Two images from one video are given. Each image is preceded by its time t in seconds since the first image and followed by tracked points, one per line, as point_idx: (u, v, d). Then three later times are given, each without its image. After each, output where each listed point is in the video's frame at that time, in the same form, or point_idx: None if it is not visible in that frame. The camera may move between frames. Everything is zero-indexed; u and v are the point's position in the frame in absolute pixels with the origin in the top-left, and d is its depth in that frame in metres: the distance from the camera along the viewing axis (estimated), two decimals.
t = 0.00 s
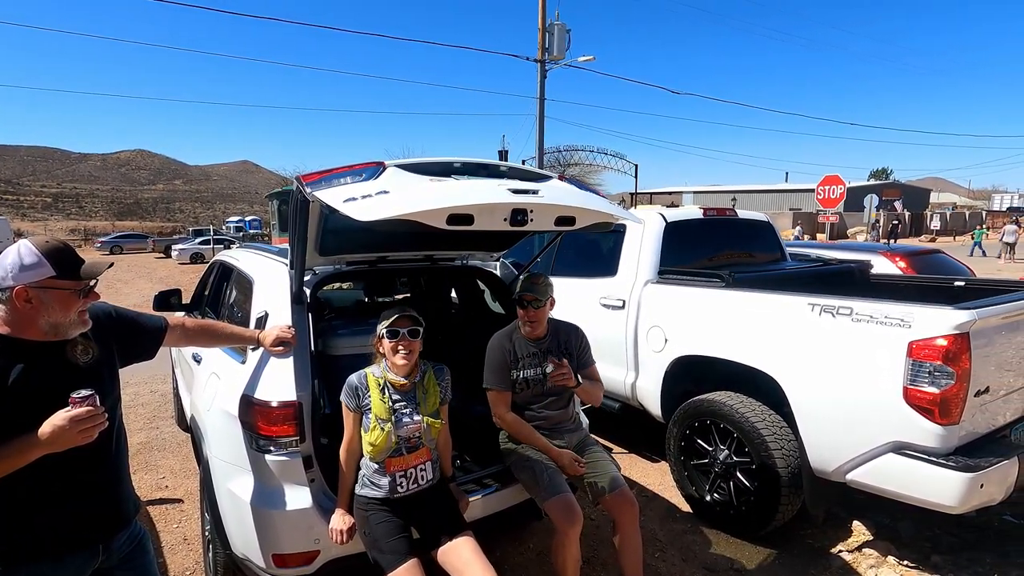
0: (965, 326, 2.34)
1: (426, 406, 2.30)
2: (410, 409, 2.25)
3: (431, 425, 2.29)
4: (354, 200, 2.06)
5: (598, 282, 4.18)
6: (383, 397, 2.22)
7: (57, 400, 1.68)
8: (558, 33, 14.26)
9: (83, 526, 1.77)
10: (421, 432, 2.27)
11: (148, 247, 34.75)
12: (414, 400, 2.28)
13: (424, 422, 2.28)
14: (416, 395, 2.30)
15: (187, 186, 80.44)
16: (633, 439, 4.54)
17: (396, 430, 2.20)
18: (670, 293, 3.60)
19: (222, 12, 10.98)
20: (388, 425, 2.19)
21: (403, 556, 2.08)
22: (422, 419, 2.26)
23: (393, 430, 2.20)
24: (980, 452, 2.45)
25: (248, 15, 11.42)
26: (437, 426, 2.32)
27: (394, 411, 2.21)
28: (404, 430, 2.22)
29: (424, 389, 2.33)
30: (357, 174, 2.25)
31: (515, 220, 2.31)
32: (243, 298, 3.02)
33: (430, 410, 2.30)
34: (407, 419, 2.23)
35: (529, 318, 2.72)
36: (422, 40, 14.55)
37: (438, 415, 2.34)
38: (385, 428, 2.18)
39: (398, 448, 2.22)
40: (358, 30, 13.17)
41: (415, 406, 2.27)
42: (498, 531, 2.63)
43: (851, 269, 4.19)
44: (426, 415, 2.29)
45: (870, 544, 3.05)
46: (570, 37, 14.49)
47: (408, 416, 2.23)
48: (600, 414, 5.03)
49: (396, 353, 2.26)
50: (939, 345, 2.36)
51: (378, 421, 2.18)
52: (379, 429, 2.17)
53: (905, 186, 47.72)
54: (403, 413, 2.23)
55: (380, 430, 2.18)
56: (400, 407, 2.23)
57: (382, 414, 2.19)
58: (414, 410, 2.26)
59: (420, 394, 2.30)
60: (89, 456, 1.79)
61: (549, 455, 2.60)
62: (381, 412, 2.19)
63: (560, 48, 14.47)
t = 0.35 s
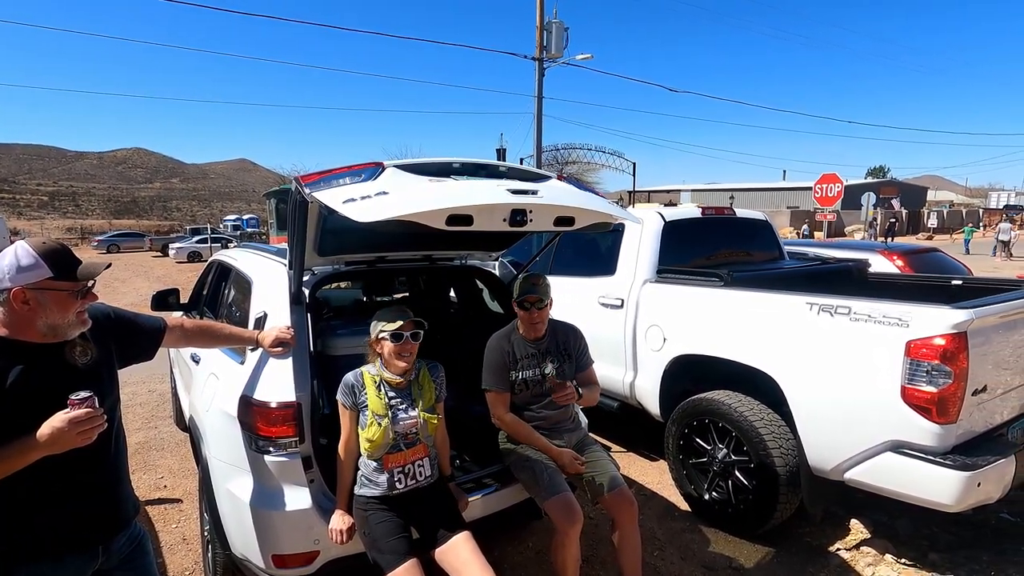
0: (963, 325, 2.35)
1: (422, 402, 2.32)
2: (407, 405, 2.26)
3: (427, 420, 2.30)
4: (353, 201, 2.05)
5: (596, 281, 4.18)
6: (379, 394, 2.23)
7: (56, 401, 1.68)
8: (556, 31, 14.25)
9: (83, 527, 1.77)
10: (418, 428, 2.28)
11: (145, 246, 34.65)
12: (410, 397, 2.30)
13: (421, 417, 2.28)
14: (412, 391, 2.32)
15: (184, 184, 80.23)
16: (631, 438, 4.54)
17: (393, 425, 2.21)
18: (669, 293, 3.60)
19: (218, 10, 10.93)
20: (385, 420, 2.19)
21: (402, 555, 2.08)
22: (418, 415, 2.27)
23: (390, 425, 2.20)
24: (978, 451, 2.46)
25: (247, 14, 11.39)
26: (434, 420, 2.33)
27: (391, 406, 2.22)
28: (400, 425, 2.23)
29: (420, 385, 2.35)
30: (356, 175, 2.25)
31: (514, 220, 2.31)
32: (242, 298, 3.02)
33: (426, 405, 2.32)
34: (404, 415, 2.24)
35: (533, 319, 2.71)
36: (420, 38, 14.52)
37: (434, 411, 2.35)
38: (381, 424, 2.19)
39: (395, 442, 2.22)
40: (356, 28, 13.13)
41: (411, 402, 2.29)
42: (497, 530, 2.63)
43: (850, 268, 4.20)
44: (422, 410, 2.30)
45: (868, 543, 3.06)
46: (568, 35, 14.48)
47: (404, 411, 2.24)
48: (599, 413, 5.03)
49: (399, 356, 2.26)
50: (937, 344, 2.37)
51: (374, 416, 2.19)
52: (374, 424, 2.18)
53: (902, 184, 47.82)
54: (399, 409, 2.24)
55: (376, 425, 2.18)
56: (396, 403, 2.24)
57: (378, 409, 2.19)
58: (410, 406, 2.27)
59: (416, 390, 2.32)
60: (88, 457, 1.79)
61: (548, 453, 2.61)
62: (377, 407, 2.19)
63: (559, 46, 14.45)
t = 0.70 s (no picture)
0: (956, 322, 2.36)
1: (419, 398, 2.33)
2: (404, 401, 2.27)
3: (424, 415, 2.31)
4: (349, 199, 2.04)
5: (592, 279, 4.19)
6: (376, 392, 2.22)
7: (49, 400, 1.67)
8: (552, 29, 14.23)
9: (77, 526, 1.76)
10: (416, 424, 2.28)
11: (138, 244, 34.48)
12: (406, 393, 2.30)
13: (418, 413, 2.29)
14: (408, 388, 2.33)
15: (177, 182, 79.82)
16: (627, 436, 4.55)
17: (391, 421, 2.21)
18: (664, 290, 3.61)
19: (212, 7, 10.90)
20: (383, 417, 2.19)
21: (400, 553, 2.08)
22: (415, 411, 2.28)
23: (389, 423, 2.21)
24: (970, 447, 2.48)
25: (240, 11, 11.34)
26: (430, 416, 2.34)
27: (388, 403, 2.22)
28: (398, 421, 2.23)
29: (416, 382, 2.36)
30: (351, 173, 2.24)
31: (510, 218, 2.31)
32: (237, 296, 3.01)
33: (422, 401, 2.33)
34: (402, 411, 2.25)
35: (529, 318, 2.72)
36: (415, 35, 14.48)
37: (431, 407, 2.36)
38: (380, 422, 2.19)
39: (393, 439, 2.22)
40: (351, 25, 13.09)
41: (408, 399, 2.30)
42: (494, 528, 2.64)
43: (844, 264, 4.21)
44: (419, 406, 2.31)
45: (862, 538, 3.08)
46: (563, 33, 14.47)
47: (402, 408, 2.25)
48: (595, 410, 5.04)
49: (404, 355, 2.25)
50: (931, 341, 2.38)
51: (373, 414, 2.18)
52: (373, 422, 2.18)
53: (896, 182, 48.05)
54: (396, 405, 2.24)
55: (375, 422, 2.18)
56: (393, 400, 2.25)
57: (377, 407, 2.19)
58: (407, 403, 2.28)
59: (411, 387, 2.33)
60: (82, 456, 1.78)
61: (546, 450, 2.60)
62: (375, 405, 2.19)
63: (554, 44, 14.44)
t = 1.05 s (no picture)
0: (949, 319, 2.38)
1: (416, 395, 2.34)
2: (402, 400, 2.28)
3: (422, 412, 2.35)
4: (344, 196, 2.04)
5: (588, 276, 4.19)
6: (375, 392, 2.22)
7: (40, 400, 1.66)
8: (548, 26, 14.21)
9: (69, 526, 1.75)
10: (415, 421, 2.32)
11: (133, 242, 34.33)
12: (403, 392, 2.31)
13: (414, 410, 2.32)
14: (405, 387, 2.33)
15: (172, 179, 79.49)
16: (624, 433, 4.56)
17: (394, 422, 2.23)
18: (660, 288, 3.61)
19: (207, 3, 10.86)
20: (385, 418, 2.20)
21: (396, 552, 2.07)
22: (413, 409, 2.30)
23: (391, 423, 2.22)
24: (964, 443, 2.49)
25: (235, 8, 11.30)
26: (426, 413, 2.37)
27: (389, 404, 2.23)
28: (399, 421, 2.25)
29: (412, 379, 2.37)
30: (346, 170, 2.23)
31: (505, 215, 2.30)
32: (232, 294, 2.99)
33: (419, 398, 2.35)
34: (401, 410, 2.26)
35: (510, 312, 2.72)
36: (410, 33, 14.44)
37: (427, 404, 2.38)
38: (382, 423, 2.19)
39: (395, 438, 2.24)
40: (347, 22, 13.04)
41: (405, 397, 2.30)
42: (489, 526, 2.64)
43: (839, 262, 4.22)
44: (416, 404, 2.33)
45: (856, 534, 3.09)
46: (560, 30, 14.44)
47: (402, 407, 2.26)
48: (591, 408, 5.05)
49: (400, 352, 2.26)
50: (925, 338, 2.39)
51: (374, 415, 2.19)
52: (375, 424, 2.19)
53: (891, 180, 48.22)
54: (396, 404, 2.25)
55: (377, 424, 2.19)
56: (392, 399, 2.25)
57: (378, 408, 2.19)
58: (405, 401, 2.29)
59: (408, 385, 2.34)
60: (74, 454, 1.77)
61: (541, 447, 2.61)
62: (376, 406, 2.19)
63: (550, 41, 14.41)
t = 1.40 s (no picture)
0: (945, 317, 2.39)
1: (413, 393, 2.34)
2: (400, 398, 2.28)
3: (419, 410, 2.35)
4: (341, 193, 2.03)
5: (586, 274, 4.19)
6: (373, 389, 2.22)
7: (35, 399, 1.66)
8: (546, 24, 14.18)
9: (64, 525, 1.75)
10: (412, 419, 2.32)
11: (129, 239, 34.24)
12: (400, 389, 2.31)
13: (412, 408, 2.32)
14: (402, 384, 2.33)
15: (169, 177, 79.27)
16: (621, 431, 4.56)
17: (392, 420, 2.23)
18: (657, 286, 3.61)
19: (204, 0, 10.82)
20: (384, 416, 2.21)
21: (394, 550, 2.07)
22: (411, 406, 2.31)
23: (389, 421, 2.22)
24: (960, 440, 2.50)
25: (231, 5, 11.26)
26: (424, 411, 2.37)
27: (388, 401, 2.23)
28: (398, 418, 2.26)
29: (409, 377, 2.37)
30: (342, 167, 2.22)
31: (503, 213, 2.30)
32: (229, 292, 2.98)
33: (417, 396, 2.35)
34: (399, 408, 2.26)
35: (509, 310, 2.71)
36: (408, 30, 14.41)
37: (425, 401, 2.38)
38: (381, 421, 2.20)
39: (393, 436, 2.24)
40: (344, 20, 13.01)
41: (403, 395, 2.30)
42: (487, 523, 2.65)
43: (836, 260, 4.23)
44: (414, 402, 2.34)
45: (852, 531, 3.10)
46: (558, 28, 14.42)
47: (400, 405, 2.27)
48: (589, 406, 5.05)
49: (397, 350, 2.26)
50: (921, 336, 2.40)
51: (373, 413, 2.19)
52: (374, 422, 2.19)
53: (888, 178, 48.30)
54: (394, 402, 2.25)
55: (376, 422, 2.19)
56: (390, 396, 2.25)
57: (377, 406, 2.19)
58: (402, 399, 2.29)
59: (405, 383, 2.34)
60: (69, 453, 1.77)
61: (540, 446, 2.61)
62: (375, 404, 2.19)
63: (548, 38, 14.38)
